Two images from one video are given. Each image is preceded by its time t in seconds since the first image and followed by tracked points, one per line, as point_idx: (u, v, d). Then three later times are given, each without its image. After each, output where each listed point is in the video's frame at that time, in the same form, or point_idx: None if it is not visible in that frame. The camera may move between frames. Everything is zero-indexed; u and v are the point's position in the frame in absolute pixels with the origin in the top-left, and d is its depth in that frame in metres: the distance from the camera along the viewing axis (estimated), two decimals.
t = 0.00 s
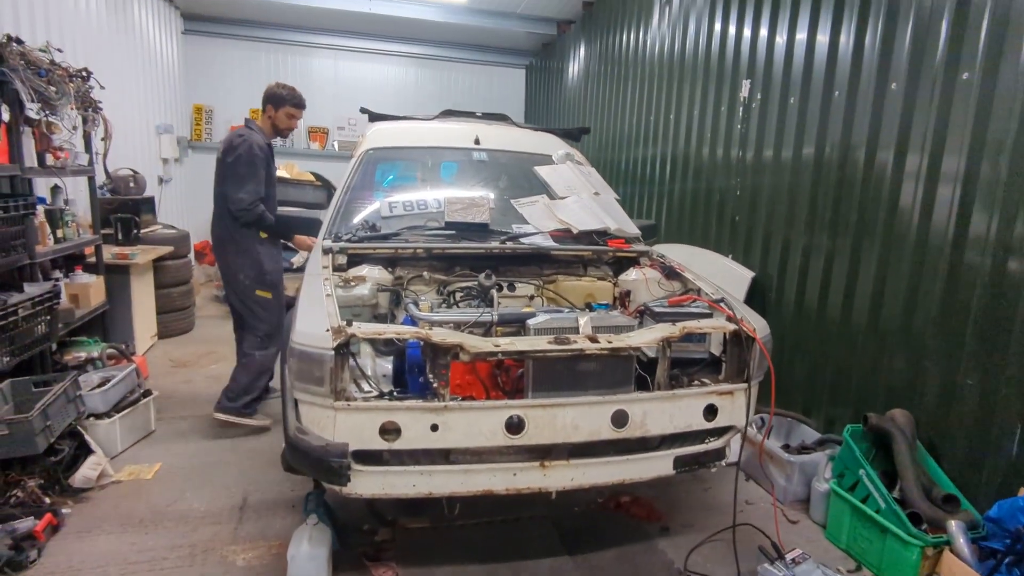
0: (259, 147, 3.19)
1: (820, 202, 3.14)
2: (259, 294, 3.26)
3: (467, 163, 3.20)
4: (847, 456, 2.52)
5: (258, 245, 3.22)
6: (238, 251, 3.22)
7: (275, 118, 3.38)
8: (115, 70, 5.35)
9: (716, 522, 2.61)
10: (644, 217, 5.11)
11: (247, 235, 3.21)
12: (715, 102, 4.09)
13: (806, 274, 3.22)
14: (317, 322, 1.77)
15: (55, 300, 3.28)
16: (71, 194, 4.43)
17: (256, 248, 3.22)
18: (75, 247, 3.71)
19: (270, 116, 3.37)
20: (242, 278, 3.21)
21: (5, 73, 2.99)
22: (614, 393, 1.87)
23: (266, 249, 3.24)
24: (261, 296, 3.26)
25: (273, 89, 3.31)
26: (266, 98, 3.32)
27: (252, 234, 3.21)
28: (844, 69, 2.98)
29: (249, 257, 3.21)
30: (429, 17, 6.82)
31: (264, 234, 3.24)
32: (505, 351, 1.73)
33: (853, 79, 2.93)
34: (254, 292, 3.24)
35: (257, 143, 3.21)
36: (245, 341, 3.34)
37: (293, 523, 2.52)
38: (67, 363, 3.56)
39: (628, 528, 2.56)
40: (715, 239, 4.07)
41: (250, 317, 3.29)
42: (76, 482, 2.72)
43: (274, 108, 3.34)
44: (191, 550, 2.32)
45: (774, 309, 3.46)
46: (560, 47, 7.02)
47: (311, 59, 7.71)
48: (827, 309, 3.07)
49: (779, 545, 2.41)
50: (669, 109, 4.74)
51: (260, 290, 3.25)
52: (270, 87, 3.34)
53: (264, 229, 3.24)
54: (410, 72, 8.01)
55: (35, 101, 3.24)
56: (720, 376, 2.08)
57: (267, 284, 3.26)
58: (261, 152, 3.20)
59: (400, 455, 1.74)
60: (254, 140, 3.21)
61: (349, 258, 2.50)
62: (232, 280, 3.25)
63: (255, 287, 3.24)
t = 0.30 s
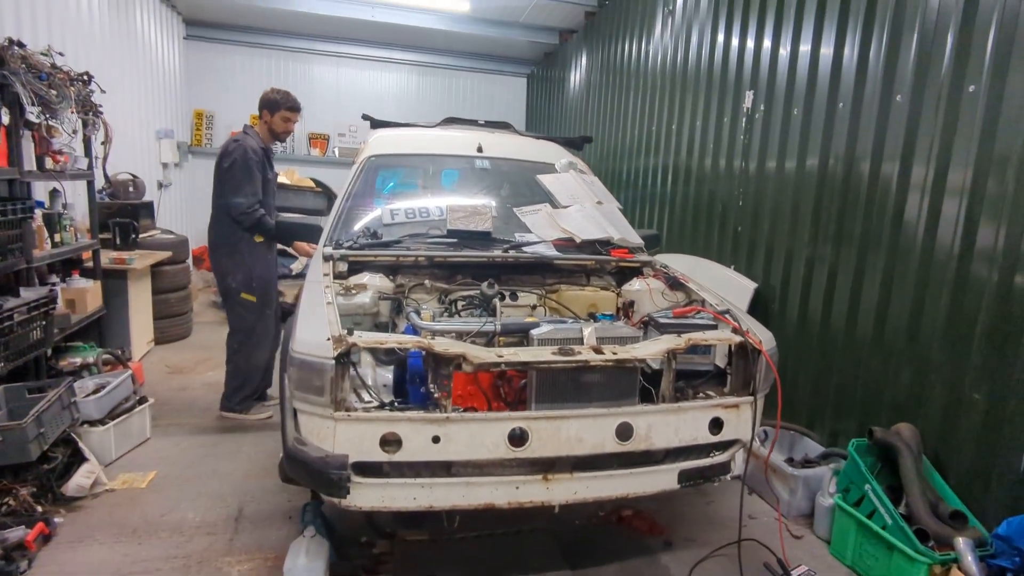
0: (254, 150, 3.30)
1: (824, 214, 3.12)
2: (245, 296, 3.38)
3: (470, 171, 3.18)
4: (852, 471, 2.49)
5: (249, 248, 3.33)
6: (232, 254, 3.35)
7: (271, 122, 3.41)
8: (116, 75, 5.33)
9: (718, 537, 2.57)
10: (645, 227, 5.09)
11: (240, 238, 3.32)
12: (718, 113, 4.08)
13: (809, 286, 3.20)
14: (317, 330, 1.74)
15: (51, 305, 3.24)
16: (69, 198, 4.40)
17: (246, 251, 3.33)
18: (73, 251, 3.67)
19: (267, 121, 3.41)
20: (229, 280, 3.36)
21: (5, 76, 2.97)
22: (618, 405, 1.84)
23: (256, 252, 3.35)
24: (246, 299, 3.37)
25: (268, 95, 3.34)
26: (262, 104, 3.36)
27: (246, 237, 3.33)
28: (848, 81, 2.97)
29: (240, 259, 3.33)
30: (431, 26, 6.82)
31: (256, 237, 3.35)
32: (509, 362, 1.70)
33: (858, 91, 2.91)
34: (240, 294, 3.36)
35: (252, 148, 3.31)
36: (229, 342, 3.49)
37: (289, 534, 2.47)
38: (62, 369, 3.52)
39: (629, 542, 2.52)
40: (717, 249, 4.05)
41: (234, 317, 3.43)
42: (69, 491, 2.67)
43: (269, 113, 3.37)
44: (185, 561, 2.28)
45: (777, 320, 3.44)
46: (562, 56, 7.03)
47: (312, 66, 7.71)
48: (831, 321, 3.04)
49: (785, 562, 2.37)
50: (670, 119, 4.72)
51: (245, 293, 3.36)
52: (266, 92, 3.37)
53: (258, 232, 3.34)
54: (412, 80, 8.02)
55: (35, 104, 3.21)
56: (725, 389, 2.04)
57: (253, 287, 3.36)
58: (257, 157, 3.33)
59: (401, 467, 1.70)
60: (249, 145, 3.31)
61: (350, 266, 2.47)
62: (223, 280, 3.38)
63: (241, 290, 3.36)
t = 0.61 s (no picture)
0: (241, 151, 3.27)
1: (826, 222, 3.08)
2: (236, 299, 3.32)
3: (467, 176, 3.12)
4: (855, 483, 2.45)
5: (238, 250, 3.28)
6: (222, 256, 3.31)
7: (264, 124, 3.37)
8: (106, 75, 5.25)
9: (720, 551, 2.52)
10: (642, 232, 5.05)
11: (228, 240, 3.28)
12: (717, 118, 4.04)
13: (810, 294, 3.16)
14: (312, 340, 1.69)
15: (37, 311, 3.17)
16: (57, 200, 4.31)
17: (234, 253, 3.27)
18: (60, 255, 3.59)
19: (260, 122, 3.37)
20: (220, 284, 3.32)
21: None
22: (621, 418, 1.79)
23: (244, 254, 3.28)
24: (236, 300, 3.30)
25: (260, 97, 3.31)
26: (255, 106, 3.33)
27: (234, 239, 3.28)
28: (851, 87, 2.93)
29: (229, 261, 3.28)
30: (427, 28, 6.77)
31: (244, 239, 3.28)
32: (510, 375, 1.64)
33: (860, 98, 2.88)
34: (230, 297, 3.30)
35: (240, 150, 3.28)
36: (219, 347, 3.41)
37: (280, 548, 2.41)
38: (48, 376, 3.44)
39: (629, 555, 2.47)
40: (716, 256, 4.01)
41: (226, 323, 3.36)
42: (53, 502, 2.60)
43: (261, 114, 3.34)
44: None
45: (777, 328, 3.40)
46: (558, 59, 7.00)
47: (306, 68, 7.64)
48: (832, 331, 3.00)
49: None
50: (669, 124, 4.69)
51: (236, 295, 3.30)
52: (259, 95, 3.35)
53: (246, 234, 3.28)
54: (406, 83, 7.96)
55: (22, 105, 3.14)
56: (729, 401, 2.00)
57: (243, 289, 3.30)
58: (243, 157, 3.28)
59: (398, 483, 1.64)
60: (237, 146, 3.29)
61: (345, 272, 2.41)
62: (215, 283, 3.35)
63: (231, 292, 3.30)
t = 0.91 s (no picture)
0: (230, 147, 3.27)
1: (827, 226, 3.04)
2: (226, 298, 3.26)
3: (461, 177, 3.04)
4: (861, 493, 2.41)
5: (228, 251, 3.22)
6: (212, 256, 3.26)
7: (263, 124, 3.32)
8: (88, 71, 5.11)
9: (723, 562, 2.46)
10: (635, 235, 4.99)
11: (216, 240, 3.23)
12: (713, 120, 4.00)
13: (810, 299, 3.12)
14: (306, 351, 1.60)
15: (15, 314, 3.05)
16: (37, 200, 4.18)
17: (224, 253, 3.22)
18: (39, 257, 3.45)
19: (260, 122, 3.32)
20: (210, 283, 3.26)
21: None
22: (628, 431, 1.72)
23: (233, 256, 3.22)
24: (226, 299, 3.24)
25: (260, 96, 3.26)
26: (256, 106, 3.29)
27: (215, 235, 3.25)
28: (853, 90, 2.89)
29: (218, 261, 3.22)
30: (417, 27, 6.68)
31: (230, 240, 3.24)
32: (514, 387, 1.57)
33: (863, 101, 2.84)
34: (221, 296, 3.24)
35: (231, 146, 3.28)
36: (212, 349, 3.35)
37: (269, 564, 2.31)
38: (26, 382, 3.31)
39: (630, 568, 2.40)
40: (712, 260, 3.96)
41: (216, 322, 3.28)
42: (31, 516, 2.49)
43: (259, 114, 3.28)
44: None
45: (775, 333, 3.36)
46: (550, 60, 6.93)
47: (293, 66, 7.51)
48: (834, 336, 2.96)
49: None
50: (663, 125, 4.63)
51: (226, 292, 3.23)
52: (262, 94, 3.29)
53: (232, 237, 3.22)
54: (395, 82, 7.85)
55: None
56: (737, 412, 1.94)
57: (233, 289, 3.23)
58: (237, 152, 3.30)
59: (397, 501, 1.56)
60: (228, 142, 3.29)
61: (338, 277, 2.33)
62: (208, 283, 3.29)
63: (221, 292, 3.23)
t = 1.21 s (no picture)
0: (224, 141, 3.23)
1: (833, 226, 2.99)
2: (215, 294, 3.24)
3: (460, 177, 2.95)
4: (874, 501, 2.37)
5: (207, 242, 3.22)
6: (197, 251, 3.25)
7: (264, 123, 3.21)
8: (70, 66, 4.96)
9: (733, 571, 2.40)
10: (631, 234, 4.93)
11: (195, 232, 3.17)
12: (713, 118, 3.93)
13: (815, 301, 3.07)
14: (308, 361, 1.51)
15: None
16: (17, 198, 4.04)
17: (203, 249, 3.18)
18: (21, 258, 3.33)
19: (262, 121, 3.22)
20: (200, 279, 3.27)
21: None
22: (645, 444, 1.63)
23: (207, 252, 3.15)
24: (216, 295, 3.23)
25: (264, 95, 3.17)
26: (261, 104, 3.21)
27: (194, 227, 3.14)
28: (861, 87, 2.85)
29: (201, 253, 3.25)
30: (408, 22, 6.57)
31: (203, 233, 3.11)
32: (530, 400, 1.50)
33: (871, 100, 2.80)
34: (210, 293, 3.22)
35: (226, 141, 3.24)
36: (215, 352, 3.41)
37: None
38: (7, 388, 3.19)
39: None
40: (713, 260, 3.90)
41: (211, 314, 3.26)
42: (13, 530, 2.37)
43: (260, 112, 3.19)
44: None
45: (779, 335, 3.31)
46: (541, 56, 6.85)
47: (281, 62, 7.37)
48: (841, 339, 2.91)
49: None
50: (661, 123, 4.56)
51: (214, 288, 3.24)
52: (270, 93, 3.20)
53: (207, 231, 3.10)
54: (385, 78, 7.73)
55: None
56: (754, 421, 1.88)
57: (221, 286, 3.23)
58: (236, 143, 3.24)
59: (406, 519, 1.48)
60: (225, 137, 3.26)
61: (336, 280, 2.24)
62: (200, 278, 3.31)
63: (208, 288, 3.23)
